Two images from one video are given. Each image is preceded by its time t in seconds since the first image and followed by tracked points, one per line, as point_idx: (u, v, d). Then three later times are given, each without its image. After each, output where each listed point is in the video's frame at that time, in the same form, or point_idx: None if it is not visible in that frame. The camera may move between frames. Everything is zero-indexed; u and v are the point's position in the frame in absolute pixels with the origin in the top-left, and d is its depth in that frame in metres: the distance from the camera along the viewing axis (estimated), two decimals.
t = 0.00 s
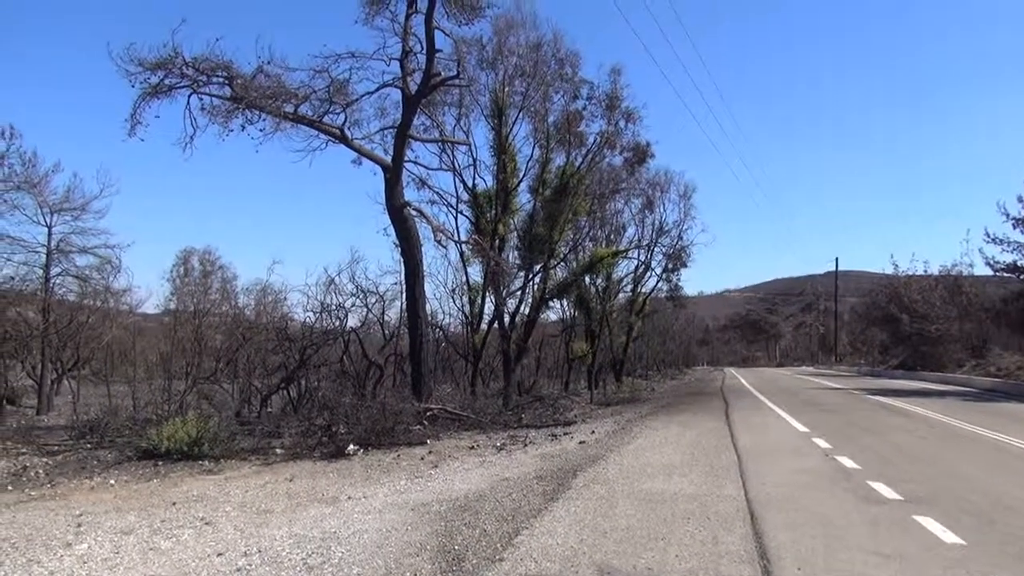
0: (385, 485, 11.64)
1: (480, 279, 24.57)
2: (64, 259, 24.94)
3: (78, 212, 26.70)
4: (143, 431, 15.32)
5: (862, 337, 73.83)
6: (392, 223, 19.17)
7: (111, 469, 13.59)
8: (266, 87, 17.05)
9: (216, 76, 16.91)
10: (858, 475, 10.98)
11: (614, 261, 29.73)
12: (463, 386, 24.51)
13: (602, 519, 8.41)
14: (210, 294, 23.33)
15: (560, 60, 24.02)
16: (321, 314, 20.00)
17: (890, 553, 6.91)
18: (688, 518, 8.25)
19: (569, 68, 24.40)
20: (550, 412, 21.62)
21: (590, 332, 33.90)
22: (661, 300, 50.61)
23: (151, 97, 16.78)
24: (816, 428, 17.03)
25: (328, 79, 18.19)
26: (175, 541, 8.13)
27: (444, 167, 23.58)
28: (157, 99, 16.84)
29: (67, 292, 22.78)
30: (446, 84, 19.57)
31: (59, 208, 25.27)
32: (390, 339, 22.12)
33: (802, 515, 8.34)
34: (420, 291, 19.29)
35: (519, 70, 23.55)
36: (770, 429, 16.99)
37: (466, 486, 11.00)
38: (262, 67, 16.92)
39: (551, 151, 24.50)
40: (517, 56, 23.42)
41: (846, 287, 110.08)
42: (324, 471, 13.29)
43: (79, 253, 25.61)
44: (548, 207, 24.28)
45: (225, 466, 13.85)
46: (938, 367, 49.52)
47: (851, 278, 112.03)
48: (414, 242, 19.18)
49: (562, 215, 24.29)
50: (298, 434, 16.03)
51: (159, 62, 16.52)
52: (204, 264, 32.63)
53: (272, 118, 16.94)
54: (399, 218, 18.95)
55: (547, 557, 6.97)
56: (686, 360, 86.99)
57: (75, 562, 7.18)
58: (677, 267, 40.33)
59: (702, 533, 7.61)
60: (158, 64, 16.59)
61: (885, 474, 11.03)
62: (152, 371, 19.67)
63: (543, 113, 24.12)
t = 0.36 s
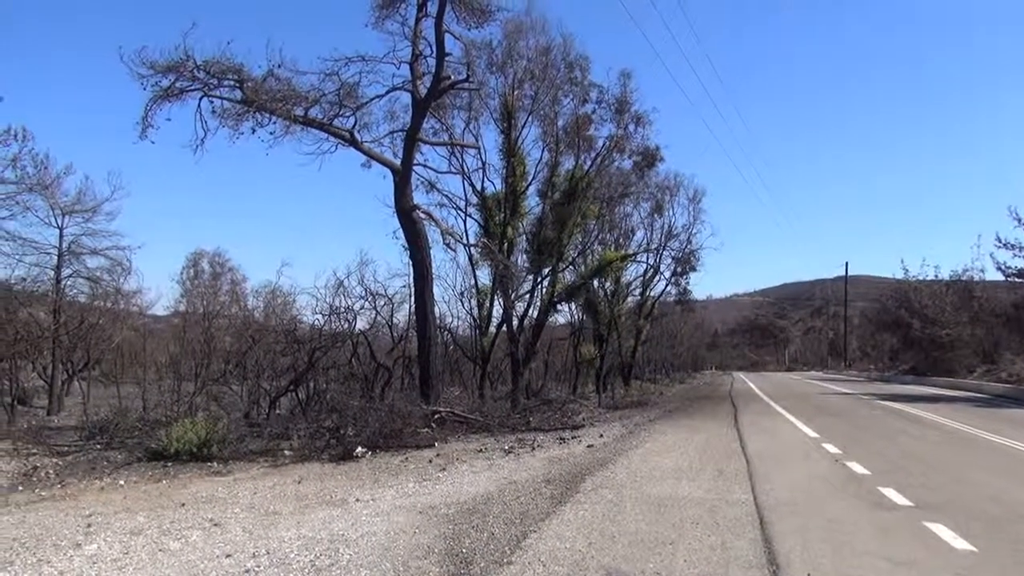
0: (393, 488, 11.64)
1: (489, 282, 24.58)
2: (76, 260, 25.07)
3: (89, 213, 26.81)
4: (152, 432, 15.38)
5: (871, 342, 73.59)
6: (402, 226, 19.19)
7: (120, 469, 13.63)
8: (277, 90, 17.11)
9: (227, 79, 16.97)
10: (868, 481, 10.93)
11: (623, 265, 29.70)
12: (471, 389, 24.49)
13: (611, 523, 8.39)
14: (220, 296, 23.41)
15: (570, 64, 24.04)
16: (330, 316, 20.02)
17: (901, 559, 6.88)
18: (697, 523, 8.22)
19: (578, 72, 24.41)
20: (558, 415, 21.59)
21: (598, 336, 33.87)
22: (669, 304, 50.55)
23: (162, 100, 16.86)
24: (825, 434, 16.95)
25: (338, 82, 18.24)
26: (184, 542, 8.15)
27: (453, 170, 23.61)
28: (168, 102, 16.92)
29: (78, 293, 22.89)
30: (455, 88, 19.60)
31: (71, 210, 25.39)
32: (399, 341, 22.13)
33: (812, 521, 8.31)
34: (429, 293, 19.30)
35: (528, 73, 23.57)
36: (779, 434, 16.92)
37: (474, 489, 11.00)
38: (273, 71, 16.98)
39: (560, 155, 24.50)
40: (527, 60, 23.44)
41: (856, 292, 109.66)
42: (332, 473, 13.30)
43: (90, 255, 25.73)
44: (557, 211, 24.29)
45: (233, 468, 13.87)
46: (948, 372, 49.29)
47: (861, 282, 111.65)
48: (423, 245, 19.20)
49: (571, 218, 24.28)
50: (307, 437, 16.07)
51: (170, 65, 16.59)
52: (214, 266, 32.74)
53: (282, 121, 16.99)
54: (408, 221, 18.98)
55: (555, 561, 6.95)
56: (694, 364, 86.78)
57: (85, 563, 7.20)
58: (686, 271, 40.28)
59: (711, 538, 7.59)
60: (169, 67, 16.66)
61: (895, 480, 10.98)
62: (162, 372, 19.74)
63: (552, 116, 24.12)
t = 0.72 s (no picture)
0: (402, 491, 11.65)
1: (498, 285, 24.60)
2: (87, 263, 25.19)
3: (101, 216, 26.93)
4: (163, 434, 15.45)
5: (882, 345, 73.28)
6: (411, 229, 19.22)
7: (131, 471, 13.68)
8: (287, 94, 17.17)
9: (238, 83, 17.04)
10: (879, 485, 10.87)
11: (631, 268, 29.68)
12: (480, 392, 24.49)
13: (620, 527, 8.37)
14: (230, 299, 23.48)
15: (579, 66, 24.04)
16: (340, 319, 20.04)
17: (913, 565, 6.84)
18: (707, 527, 8.20)
19: (587, 74, 24.40)
20: (567, 419, 21.56)
21: (607, 338, 33.84)
22: (679, 308, 50.45)
23: (173, 104, 16.94)
24: (836, 437, 16.87)
25: (348, 85, 18.29)
26: (195, 545, 8.17)
27: (462, 172, 23.65)
28: (179, 105, 16.99)
29: (90, 296, 22.99)
30: (464, 91, 19.63)
31: (83, 213, 25.52)
32: (408, 344, 22.15)
33: (823, 525, 8.27)
34: (438, 296, 19.30)
35: (537, 76, 23.59)
36: (789, 437, 16.86)
37: (483, 492, 10.99)
38: (283, 74, 17.04)
39: (569, 158, 24.50)
40: (536, 63, 23.45)
41: (866, 295, 109.20)
42: (341, 476, 13.32)
43: (101, 258, 25.84)
44: (566, 214, 24.29)
45: (243, 470, 13.90)
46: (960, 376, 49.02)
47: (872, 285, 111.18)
48: (432, 248, 19.22)
49: (579, 221, 24.29)
50: (316, 439, 16.11)
51: (180, 69, 16.67)
52: (224, 269, 32.84)
53: (292, 125, 17.05)
54: (418, 223, 19.00)
55: (565, 564, 6.94)
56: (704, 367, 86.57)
57: (96, 565, 7.22)
58: (695, 274, 40.20)
59: (722, 543, 7.57)
60: (180, 71, 16.74)
61: (907, 484, 10.92)
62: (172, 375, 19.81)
63: (561, 119, 24.13)
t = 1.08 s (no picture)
0: (415, 494, 11.65)
1: (510, 288, 24.60)
2: (103, 267, 25.34)
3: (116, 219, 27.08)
4: (177, 436, 15.52)
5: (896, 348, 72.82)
6: (423, 233, 19.25)
7: (145, 474, 13.74)
8: (300, 98, 17.24)
9: (251, 87, 17.12)
10: (894, 489, 10.81)
11: (644, 271, 29.61)
12: (492, 395, 24.48)
13: (634, 530, 8.36)
14: (243, 302, 23.55)
15: (591, 69, 24.04)
16: (352, 322, 20.06)
17: (929, 570, 6.80)
18: (721, 531, 8.18)
19: (599, 77, 24.40)
20: (579, 422, 21.53)
21: (619, 341, 33.77)
22: (691, 311, 50.31)
23: (187, 108, 17.04)
24: (851, 441, 16.78)
25: (360, 89, 18.35)
26: (209, 547, 8.20)
27: (474, 176, 23.68)
28: (193, 110, 17.09)
29: (105, 299, 23.12)
30: (476, 94, 19.65)
31: (98, 217, 25.69)
32: (421, 347, 22.17)
33: (838, 530, 8.24)
34: (450, 299, 19.31)
35: (549, 79, 23.60)
36: (803, 441, 16.79)
37: (496, 496, 10.99)
38: (296, 78, 17.11)
39: (581, 161, 24.49)
40: (548, 66, 23.46)
41: (880, 298, 108.58)
42: (354, 479, 13.34)
43: (116, 261, 25.98)
44: (578, 217, 24.28)
45: (257, 473, 13.95)
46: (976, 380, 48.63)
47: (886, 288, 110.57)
48: (444, 251, 19.24)
49: (591, 225, 24.28)
50: (329, 442, 16.14)
51: (195, 74, 16.77)
52: (238, 272, 32.98)
53: (305, 129, 17.12)
54: (430, 227, 19.03)
55: (578, 568, 6.94)
56: (717, 371, 86.32)
57: (111, 566, 7.27)
58: (708, 277, 40.09)
59: (736, 547, 7.54)
60: (194, 76, 16.83)
61: (923, 489, 10.85)
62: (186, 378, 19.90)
63: (573, 122, 24.13)
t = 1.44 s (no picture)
0: (429, 498, 11.67)
1: (523, 292, 24.59)
2: (120, 270, 25.52)
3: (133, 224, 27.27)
4: (193, 439, 15.60)
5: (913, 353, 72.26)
6: (437, 237, 19.29)
7: (161, 476, 13.82)
8: (315, 103, 17.32)
9: (267, 92, 17.22)
10: (911, 495, 10.73)
11: (658, 274, 29.55)
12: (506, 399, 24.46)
13: (648, 535, 8.33)
14: (258, 306, 23.65)
15: (605, 73, 24.04)
16: (366, 326, 20.11)
17: None
18: (736, 536, 8.15)
19: (613, 81, 24.39)
20: (593, 426, 21.48)
21: (633, 345, 33.69)
22: (705, 314, 50.13)
23: (203, 113, 17.15)
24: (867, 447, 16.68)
25: (375, 94, 18.42)
26: (225, 549, 8.24)
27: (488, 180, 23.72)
28: (209, 115, 17.21)
29: (122, 302, 23.26)
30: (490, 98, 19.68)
31: (115, 221, 25.88)
32: (435, 351, 22.20)
33: (855, 536, 8.19)
34: (464, 303, 19.33)
35: (563, 83, 23.62)
36: (819, 446, 16.69)
37: (510, 500, 10.99)
38: (311, 83, 17.19)
39: (595, 164, 24.49)
40: (562, 70, 23.47)
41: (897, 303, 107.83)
42: (368, 482, 13.37)
43: (133, 265, 26.15)
44: (592, 221, 24.27)
45: (272, 476, 14.00)
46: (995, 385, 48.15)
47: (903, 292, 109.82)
48: (458, 255, 19.27)
49: (605, 228, 24.27)
50: (343, 445, 16.18)
51: (211, 79, 16.88)
52: (253, 276, 33.13)
53: (320, 133, 17.20)
54: (444, 231, 19.07)
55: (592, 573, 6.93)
56: (731, 374, 86.03)
57: (128, 568, 7.31)
58: (722, 281, 39.96)
59: (751, 553, 7.51)
60: (211, 81, 16.94)
61: (940, 495, 10.77)
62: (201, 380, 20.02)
63: (587, 126, 24.13)
